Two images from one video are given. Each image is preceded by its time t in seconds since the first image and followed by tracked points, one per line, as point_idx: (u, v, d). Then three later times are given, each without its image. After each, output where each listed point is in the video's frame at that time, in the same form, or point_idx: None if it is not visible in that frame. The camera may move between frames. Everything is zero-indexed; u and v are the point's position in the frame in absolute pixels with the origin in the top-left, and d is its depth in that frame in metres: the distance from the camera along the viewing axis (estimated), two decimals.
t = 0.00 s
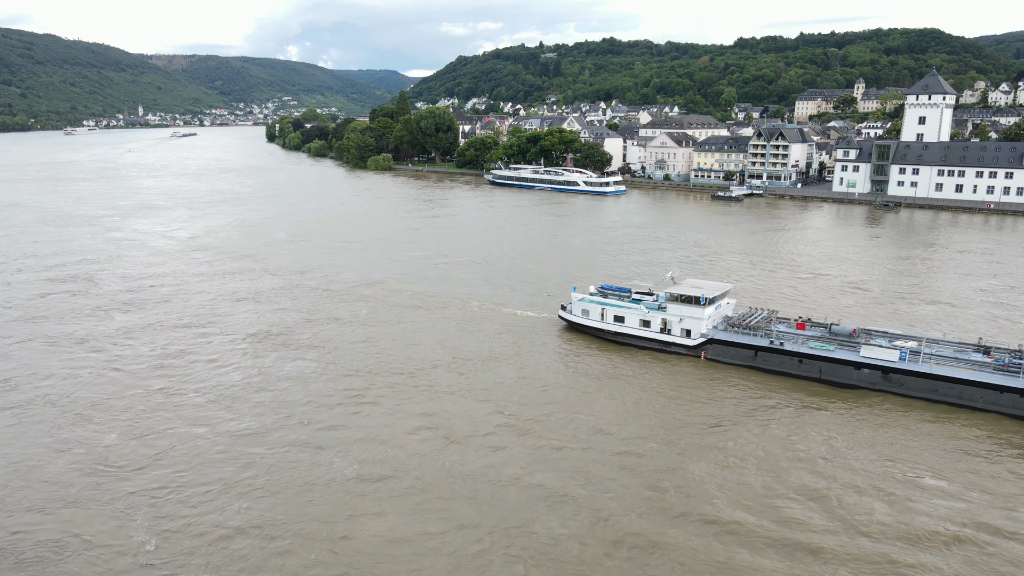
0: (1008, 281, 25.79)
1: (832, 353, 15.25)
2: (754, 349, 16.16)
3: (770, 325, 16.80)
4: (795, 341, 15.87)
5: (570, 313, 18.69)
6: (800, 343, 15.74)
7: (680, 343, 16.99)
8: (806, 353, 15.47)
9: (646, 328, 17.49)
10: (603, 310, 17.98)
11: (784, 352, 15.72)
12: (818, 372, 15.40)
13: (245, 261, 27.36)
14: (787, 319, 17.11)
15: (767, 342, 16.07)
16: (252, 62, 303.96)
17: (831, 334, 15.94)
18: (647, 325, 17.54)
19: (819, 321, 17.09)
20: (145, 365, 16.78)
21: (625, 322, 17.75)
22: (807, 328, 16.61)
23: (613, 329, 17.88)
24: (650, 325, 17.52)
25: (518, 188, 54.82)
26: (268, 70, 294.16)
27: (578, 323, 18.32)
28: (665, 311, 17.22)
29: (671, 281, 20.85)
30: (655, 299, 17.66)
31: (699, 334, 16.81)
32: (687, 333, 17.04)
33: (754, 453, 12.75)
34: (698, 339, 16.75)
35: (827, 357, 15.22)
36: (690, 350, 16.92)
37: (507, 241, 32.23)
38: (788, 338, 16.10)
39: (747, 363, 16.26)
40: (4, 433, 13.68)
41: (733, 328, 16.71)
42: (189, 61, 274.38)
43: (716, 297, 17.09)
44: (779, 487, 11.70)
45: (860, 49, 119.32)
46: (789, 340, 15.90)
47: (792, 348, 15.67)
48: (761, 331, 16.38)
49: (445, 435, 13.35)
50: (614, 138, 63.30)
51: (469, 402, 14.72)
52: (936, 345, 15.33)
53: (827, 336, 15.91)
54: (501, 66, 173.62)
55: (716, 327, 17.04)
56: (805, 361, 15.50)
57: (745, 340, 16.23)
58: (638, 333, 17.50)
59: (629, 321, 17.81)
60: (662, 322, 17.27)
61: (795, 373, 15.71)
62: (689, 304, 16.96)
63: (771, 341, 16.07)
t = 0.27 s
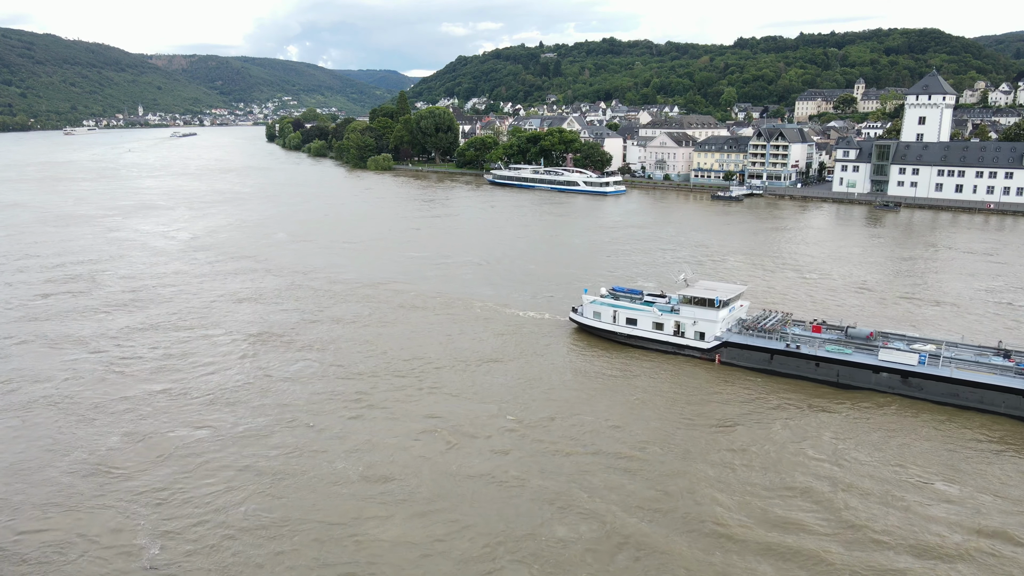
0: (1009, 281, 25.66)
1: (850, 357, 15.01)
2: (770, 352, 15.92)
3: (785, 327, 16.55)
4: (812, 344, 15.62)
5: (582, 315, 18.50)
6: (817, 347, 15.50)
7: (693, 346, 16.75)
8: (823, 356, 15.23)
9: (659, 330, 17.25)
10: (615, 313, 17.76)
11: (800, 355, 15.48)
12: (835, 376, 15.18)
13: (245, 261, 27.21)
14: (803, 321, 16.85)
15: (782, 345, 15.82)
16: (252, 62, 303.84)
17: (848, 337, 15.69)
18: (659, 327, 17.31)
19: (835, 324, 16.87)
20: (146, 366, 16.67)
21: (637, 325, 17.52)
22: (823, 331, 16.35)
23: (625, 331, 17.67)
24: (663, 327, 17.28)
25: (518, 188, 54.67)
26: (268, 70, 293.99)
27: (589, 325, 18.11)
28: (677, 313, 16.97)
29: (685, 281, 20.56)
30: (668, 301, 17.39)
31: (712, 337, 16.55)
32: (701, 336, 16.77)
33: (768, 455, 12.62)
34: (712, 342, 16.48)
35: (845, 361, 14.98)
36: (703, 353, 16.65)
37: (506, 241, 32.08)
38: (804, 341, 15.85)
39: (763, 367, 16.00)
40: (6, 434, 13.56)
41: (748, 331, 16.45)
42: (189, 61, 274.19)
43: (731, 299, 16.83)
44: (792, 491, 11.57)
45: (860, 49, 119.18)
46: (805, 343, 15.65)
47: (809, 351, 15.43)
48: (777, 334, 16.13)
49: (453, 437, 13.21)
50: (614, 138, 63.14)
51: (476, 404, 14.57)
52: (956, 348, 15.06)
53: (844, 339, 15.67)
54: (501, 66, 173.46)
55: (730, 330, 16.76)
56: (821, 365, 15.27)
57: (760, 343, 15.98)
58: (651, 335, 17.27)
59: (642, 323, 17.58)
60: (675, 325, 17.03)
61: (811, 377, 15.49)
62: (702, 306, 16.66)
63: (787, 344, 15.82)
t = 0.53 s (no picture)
0: (1010, 281, 25.55)
1: (868, 361, 14.81)
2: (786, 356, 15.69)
3: (801, 332, 16.36)
4: (829, 348, 15.42)
5: (593, 317, 18.35)
6: (833, 351, 15.30)
7: (708, 349, 16.59)
8: (841, 360, 15.01)
9: (673, 333, 17.10)
10: (628, 315, 17.61)
11: (817, 359, 15.26)
12: (853, 381, 14.96)
13: (245, 261, 27.11)
14: (819, 325, 16.68)
15: (799, 349, 15.60)
16: (252, 62, 303.71)
17: (865, 342, 15.52)
18: (673, 330, 17.17)
19: (850, 328, 16.68)
20: (149, 366, 16.58)
21: (650, 327, 17.38)
22: (839, 335, 16.18)
23: (638, 334, 17.53)
24: (676, 330, 17.14)
25: (518, 188, 54.55)
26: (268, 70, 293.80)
27: (601, 328, 17.93)
28: (691, 316, 16.83)
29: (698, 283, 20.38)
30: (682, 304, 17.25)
31: (727, 340, 16.41)
32: (716, 339, 16.64)
33: (781, 458, 12.49)
34: (727, 345, 16.33)
35: (863, 365, 14.78)
36: (718, 356, 16.47)
37: (507, 241, 31.96)
38: (820, 345, 15.66)
39: (779, 371, 15.74)
40: (8, 434, 13.47)
41: (764, 334, 16.29)
42: (189, 61, 274.03)
43: (746, 302, 16.68)
44: (805, 494, 11.45)
45: (860, 49, 119.05)
46: (822, 347, 15.46)
47: (826, 355, 15.21)
48: (793, 338, 15.94)
49: (461, 439, 13.10)
50: (614, 138, 63.01)
51: (483, 405, 14.47)
52: (974, 352, 14.90)
53: (861, 343, 15.49)
54: (500, 66, 173.30)
55: (745, 333, 16.64)
56: (839, 369, 15.05)
57: (776, 347, 15.75)
58: (664, 338, 17.13)
59: (655, 326, 17.44)
60: (689, 328, 16.89)
61: (828, 381, 15.25)
62: (717, 309, 16.52)
63: (804, 348, 15.61)
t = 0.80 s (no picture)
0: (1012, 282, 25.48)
1: (887, 364, 14.63)
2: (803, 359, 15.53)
3: (818, 335, 16.19)
4: (847, 352, 15.26)
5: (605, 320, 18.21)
6: (852, 354, 15.13)
7: (723, 353, 16.38)
8: (859, 364, 14.85)
9: (687, 336, 16.91)
10: (640, 318, 17.45)
11: (835, 363, 15.09)
12: (872, 385, 14.79)
13: (246, 261, 27.03)
14: (836, 328, 16.50)
15: (816, 352, 15.44)
16: (252, 62, 303.72)
17: (883, 345, 15.35)
18: (687, 333, 16.97)
19: (867, 331, 16.49)
20: (152, 367, 16.51)
21: (663, 330, 17.20)
22: (856, 338, 16.01)
23: (651, 338, 17.35)
24: (690, 333, 16.94)
25: (518, 188, 54.44)
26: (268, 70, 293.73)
27: (613, 331, 17.79)
28: (705, 319, 16.63)
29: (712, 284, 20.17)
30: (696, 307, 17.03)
31: (742, 343, 16.19)
32: (731, 342, 16.40)
33: (796, 464, 12.33)
34: (742, 348, 16.12)
35: (882, 369, 14.62)
36: (733, 360, 16.28)
37: (507, 241, 31.86)
38: (838, 348, 15.50)
39: (796, 374, 15.60)
40: (12, 435, 13.40)
41: (780, 337, 16.08)
42: (190, 62, 274.01)
43: (761, 304, 16.44)
44: (820, 501, 11.29)
45: (860, 49, 118.98)
46: (840, 351, 15.29)
47: (845, 359, 15.04)
48: (810, 341, 15.76)
49: (468, 441, 13.04)
50: (614, 138, 62.90)
51: (490, 407, 14.40)
52: (995, 356, 14.71)
53: (880, 347, 15.32)
54: (500, 66, 173.21)
55: (761, 336, 16.37)
56: (857, 373, 14.89)
57: (793, 350, 15.59)
58: (678, 341, 16.94)
59: (668, 329, 17.24)
60: (703, 330, 16.68)
61: (846, 385, 15.09)
62: (731, 312, 16.30)
63: (821, 351, 15.44)
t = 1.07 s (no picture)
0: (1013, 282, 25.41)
1: (907, 368, 14.44)
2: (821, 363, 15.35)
3: (835, 337, 15.99)
4: (865, 355, 15.06)
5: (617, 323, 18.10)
6: (870, 357, 14.94)
7: (738, 356, 16.23)
8: (878, 367, 14.67)
9: (701, 339, 16.77)
10: (653, 321, 17.33)
11: (854, 367, 14.91)
12: (891, 389, 14.63)
13: (247, 262, 26.97)
14: (855, 330, 16.29)
15: (833, 355, 15.26)
16: (252, 62, 303.69)
17: (902, 348, 15.15)
18: (701, 336, 16.83)
19: (885, 333, 16.26)
20: (154, 368, 16.44)
21: (677, 333, 17.08)
22: (874, 340, 15.81)
23: (664, 341, 17.23)
24: (704, 336, 16.81)
25: (517, 188, 54.35)
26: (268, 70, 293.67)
27: (626, 334, 17.66)
28: (720, 322, 16.49)
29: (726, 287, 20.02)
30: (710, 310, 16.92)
31: (757, 347, 16.04)
32: (746, 346, 16.25)
33: (807, 468, 12.24)
34: (757, 352, 15.97)
35: (902, 373, 14.43)
36: (748, 364, 16.14)
37: (508, 241, 31.78)
38: (856, 351, 15.30)
39: (813, 378, 15.44)
40: (15, 436, 13.33)
41: (795, 340, 15.92)
42: (190, 62, 273.96)
43: (775, 307, 16.29)
44: (828, 503, 11.24)
45: (860, 49, 118.93)
46: (858, 354, 15.09)
47: (863, 363, 14.85)
48: (827, 344, 15.58)
49: (475, 443, 12.99)
50: (614, 138, 62.80)
51: (496, 408, 14.34)
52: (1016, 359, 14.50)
53: (898, 349, 15.12)
54: (500, 66, 173.14)
55: (776, 339, 16.18)
56: (876, 377, 14.71)
57: (810, 354, 15.41)
58: (692, 345, 16.82)
59: (682, 332, 17.12)
60: (717, 334, 16.54)
61: (865, 389, 14.92)
62: (745, 314, 16.17)
63: (839, 354, 15.25)
